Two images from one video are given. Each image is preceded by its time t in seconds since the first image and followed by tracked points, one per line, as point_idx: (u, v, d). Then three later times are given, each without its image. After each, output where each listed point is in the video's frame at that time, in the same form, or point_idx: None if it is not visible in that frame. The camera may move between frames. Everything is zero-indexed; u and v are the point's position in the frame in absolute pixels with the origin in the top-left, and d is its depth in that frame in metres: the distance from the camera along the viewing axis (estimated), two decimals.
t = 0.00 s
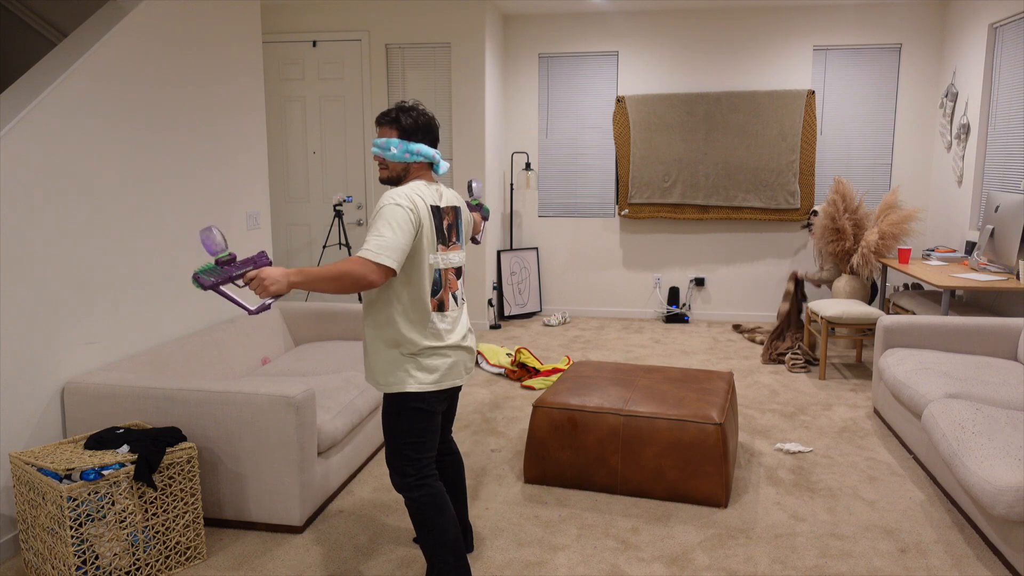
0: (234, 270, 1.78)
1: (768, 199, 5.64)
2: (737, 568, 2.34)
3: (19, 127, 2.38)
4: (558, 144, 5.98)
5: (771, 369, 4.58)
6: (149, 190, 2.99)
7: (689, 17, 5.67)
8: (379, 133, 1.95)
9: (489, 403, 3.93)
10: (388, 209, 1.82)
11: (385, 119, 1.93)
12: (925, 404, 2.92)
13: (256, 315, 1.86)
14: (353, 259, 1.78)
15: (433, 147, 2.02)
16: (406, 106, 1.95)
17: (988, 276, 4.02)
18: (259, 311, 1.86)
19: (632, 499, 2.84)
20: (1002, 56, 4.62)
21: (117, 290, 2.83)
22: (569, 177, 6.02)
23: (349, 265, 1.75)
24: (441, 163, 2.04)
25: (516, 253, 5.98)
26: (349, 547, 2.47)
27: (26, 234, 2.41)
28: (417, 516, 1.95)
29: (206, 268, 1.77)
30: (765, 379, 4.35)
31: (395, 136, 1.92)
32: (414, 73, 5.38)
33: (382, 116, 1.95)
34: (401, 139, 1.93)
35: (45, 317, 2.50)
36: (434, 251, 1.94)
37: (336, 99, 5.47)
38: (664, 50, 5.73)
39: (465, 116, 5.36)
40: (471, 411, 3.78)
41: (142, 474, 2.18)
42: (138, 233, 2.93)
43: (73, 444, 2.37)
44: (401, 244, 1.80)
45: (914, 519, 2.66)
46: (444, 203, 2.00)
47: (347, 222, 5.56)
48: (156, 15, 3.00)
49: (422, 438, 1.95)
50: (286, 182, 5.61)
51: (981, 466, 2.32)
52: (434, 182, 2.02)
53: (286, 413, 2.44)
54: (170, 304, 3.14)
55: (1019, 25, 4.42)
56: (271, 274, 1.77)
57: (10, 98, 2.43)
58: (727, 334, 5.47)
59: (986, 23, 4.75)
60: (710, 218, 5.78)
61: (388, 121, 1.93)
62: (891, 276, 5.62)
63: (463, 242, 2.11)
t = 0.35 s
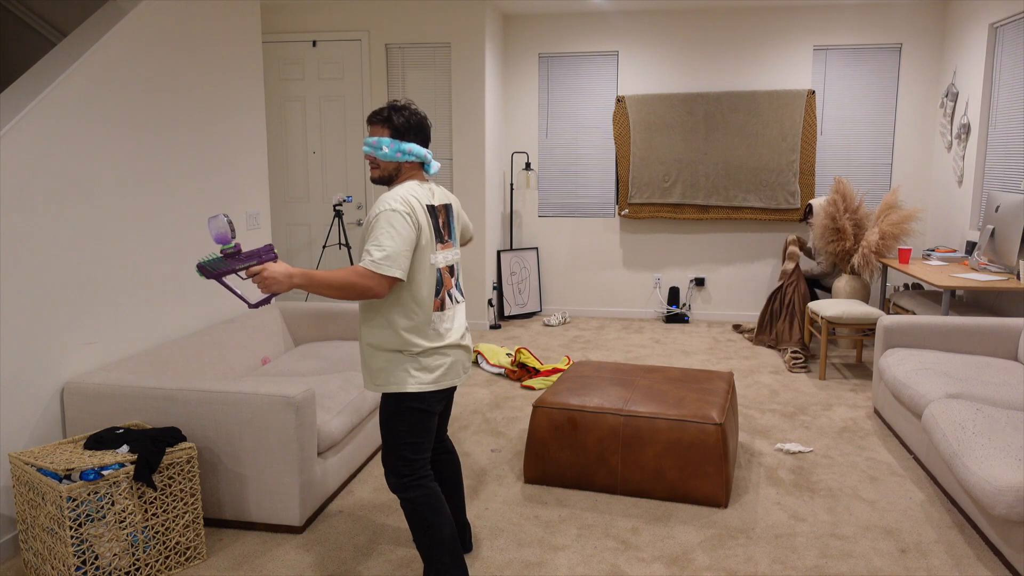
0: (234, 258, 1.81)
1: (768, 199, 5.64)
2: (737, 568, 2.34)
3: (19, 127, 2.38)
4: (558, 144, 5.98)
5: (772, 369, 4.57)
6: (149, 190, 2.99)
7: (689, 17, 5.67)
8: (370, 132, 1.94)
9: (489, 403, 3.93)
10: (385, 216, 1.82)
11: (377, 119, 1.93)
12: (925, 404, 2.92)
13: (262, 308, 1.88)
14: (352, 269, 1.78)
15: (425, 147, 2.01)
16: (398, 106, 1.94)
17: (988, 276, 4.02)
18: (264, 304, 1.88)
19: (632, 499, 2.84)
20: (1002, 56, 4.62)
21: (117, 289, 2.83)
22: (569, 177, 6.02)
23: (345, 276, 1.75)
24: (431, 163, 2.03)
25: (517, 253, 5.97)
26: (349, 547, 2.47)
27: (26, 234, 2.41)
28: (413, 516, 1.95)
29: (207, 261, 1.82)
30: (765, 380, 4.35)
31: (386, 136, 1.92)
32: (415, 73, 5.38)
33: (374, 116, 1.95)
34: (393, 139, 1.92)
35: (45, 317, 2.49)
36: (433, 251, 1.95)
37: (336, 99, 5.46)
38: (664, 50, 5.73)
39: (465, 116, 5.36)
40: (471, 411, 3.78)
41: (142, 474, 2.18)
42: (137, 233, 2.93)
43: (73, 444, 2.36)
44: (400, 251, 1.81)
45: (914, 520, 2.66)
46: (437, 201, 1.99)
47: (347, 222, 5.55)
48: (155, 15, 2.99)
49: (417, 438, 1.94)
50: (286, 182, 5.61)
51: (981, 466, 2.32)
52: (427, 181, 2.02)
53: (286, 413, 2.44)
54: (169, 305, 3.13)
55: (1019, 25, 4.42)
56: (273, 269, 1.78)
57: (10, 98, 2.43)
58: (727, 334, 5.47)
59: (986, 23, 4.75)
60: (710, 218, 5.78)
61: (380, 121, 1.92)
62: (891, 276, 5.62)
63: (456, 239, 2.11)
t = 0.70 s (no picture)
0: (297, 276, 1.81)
1: (768, 199, 5.64)
2: (737, 568, 2.34)
3: (20, 127, 2.38)
4: (558, 144, 5.98)
5: (772, 369, 4.57)
6: (149, 191, 2.99)
7: (689, 17, 5.67)
8: (367, 136, 1.88)
9: (489, 403, 3.93)
10: (434, 222, 1.83)
11: (374, 122, 1.87)
12: (925, 404, 2.92)
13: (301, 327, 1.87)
14: (411, 284, 1.80)
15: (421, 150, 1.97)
16: (394, 107, 1.89)
17: (988, 276, 4.02)
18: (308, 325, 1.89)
19: (632, 499, 2.84)
20: (1002, 56, 4.63)
21: (117, 289, 2.83)
22: (569, 177, 6.01)
23: (409, 294, 1.79)
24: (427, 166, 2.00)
25: (516, 253, 5.97)
26: (349, 547, 2.47)
27: (26, 235, 2.41)
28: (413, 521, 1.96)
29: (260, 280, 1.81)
30: (765, 380, 4.35)
31: (386, 139, 1.86)
32: (414, 73, 5.38)
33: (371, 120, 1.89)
34: (395, 142, 1.87)
35: (45, 319, 2.49)
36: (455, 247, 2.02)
37: (336, 99, 5.46)
38: (664, 50, 5.73)
39: (465, 116, 5.35)
40: (471, 411, 3.78)
41: (142, 474, 2.18)
42: (137, 233, 2.93)
43: (73, 444, 2.36)
44: (453, 257, 1.84)
45: (914, 520, 2.66)
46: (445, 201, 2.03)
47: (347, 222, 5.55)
48: (155, 15, 2.99)
49: (424, 445, 1.92)
50: (286, 182, 5.60)
51: (981, 466, 2.32)
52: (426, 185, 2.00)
53: (286, 413, 2.44)
54: (169, 305, 3.13)
55: (1019, 25, 4.43)
56: (331, 288, 1.79)
57: (9, 98, 2.43)
58: (727, 334, 5.47)
59: (986, 23, 4.75)
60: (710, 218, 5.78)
61: (379, 125, 1.87)
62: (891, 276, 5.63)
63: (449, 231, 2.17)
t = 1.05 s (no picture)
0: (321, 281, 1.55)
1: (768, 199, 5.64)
2: (737, 568, 2.34)
3: (20, 127, 2.38)
4: (558, 144, 5.98)
5: (772, 369, 4.57)
6: (149, 191, 2.99)
7: (688, 17, 5.67)
8: (365, 131, 1.74)
9: (489, 403, 3.93)
10: (459, 223, 1.76)
11: (374, 116, 1.74)
12: (925, 404, 2.92)
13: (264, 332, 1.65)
14: (443, 288, 1.70)
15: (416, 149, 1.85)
16: (392, 101, 1.77)
17: (988, 276, 4.02)
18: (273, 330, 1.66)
19: (632, 498, 2.84)
20: (1002, 56, 4.62)
21: (117, 290, 2.83)
22: (569, 177, 6.02)
23: (441, 299, 1.69)
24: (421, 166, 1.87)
25: (517, 253, 5.97)
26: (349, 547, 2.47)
27: (25, 235, 2.41)
28: (419, 522, 1.77)
29: (291, 282, 1.55)
30: (765, 380, 4.35)
31: (387, 135, 1.73)
32: (414, 73, 5.38)
33: (368, 115, 1.75)
34: (398, 137, 1.75)
35: (44, 319, 2.49)
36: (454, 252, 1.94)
37: (336, 99, 5.46)
38: (664, 50, 5.73)
39: (465, 116, 5.36)
40: (471, 411, 3.78)
41: (142, 474, 2.18)
42: (137, 233, 2.93)
43: (73, 444, 2.37)
44: (476, 260, 1.77)
45: (914, 520, 2.66)
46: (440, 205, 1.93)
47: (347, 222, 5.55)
48: (155, 15, 2.99)
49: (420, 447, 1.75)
50: (286, 182, 5.61)
51: (982, 466, 2.32)
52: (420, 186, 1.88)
53: (286, 413, 2.44)
54: (169, 305, 3.14)
55: (1019, 25, 4.43)
56: (366, 295, 1.60)
57: (9, 98, 2.43)
58: (727, 334, 5.47)
59: (986, 23, 4.74)
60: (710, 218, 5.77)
61: (380, 120, 1.74)
62: (891, 276, 5.63)
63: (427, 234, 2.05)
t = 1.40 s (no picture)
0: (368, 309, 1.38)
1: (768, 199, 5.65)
2: (737, 568, 2.34)
3: (20, 126, 2.38)
4: (558, 144, 5.98)
5: (772, 369, 4.57)
6: (148, 191, 2.99)
7: (689, 16, 5.67)
8: (340, 135, 1.50)
9: (489, 403, 3.93)
10: (439, 235, 1.61)
11: (350, 119, 1.50)
12: (925, 404, 2.92)
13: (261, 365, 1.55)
14: (434, 306, 1.55)
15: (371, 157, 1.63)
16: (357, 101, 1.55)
17: (988, 276, 4.01)
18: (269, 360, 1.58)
19: (632, 498, 2.84)
20: (1003, 56, 4.62)
21: (116, 290, 2.82)
22: (569, 177, 6.01)
23: (434, 317, 1.54)
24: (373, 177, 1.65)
25: (517, 253, 5.98)
26: (348, 547, 2.47)
27: (24, 236, 2.40)
28: (408, 538, 1.65)
29: (347, 313, 1.33)
30: (765, 380, 4.35)
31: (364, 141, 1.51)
32: (414, 73, 5.38)
33: (337, 118, 1.51)
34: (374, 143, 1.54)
35: (44, 320, 2.49)
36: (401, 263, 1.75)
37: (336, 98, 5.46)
38: (664, 50, 5.73)
39: (465, 116, 5.35)
40: (471, 412, 3.78)
41: (142, 474, 2.18)
42: (137, 233, 2.93)
43: (73, 444, 2.36)
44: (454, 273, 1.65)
45: (914, 520, 2.66)
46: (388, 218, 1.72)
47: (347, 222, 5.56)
48: (155, 14, 2.99)
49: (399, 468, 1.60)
50: (286, 182, 5.61)
51: (982, 466, 2.31)
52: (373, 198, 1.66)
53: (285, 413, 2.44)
54: (169, 305, 3.13)
55: (1019, 25, 4.42)
56: (388, 321, 1.43)
57: (9, 98, 2.43)
58: (727, 334, 5.47)
59: (987, 23, 4.74)
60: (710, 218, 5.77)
61: (356, 124, 1.51)
62: (891, 276, 5.63)
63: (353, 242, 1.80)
